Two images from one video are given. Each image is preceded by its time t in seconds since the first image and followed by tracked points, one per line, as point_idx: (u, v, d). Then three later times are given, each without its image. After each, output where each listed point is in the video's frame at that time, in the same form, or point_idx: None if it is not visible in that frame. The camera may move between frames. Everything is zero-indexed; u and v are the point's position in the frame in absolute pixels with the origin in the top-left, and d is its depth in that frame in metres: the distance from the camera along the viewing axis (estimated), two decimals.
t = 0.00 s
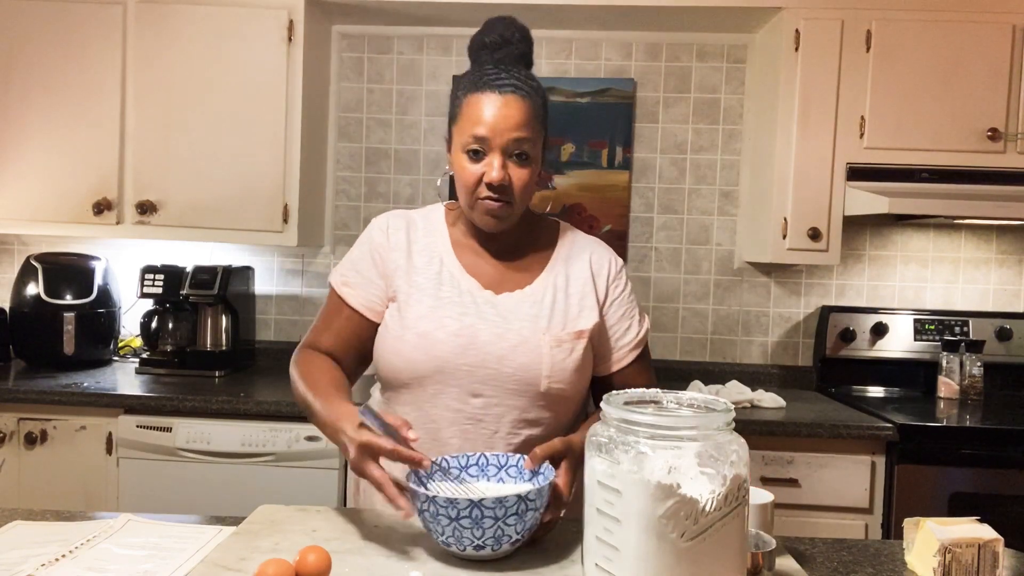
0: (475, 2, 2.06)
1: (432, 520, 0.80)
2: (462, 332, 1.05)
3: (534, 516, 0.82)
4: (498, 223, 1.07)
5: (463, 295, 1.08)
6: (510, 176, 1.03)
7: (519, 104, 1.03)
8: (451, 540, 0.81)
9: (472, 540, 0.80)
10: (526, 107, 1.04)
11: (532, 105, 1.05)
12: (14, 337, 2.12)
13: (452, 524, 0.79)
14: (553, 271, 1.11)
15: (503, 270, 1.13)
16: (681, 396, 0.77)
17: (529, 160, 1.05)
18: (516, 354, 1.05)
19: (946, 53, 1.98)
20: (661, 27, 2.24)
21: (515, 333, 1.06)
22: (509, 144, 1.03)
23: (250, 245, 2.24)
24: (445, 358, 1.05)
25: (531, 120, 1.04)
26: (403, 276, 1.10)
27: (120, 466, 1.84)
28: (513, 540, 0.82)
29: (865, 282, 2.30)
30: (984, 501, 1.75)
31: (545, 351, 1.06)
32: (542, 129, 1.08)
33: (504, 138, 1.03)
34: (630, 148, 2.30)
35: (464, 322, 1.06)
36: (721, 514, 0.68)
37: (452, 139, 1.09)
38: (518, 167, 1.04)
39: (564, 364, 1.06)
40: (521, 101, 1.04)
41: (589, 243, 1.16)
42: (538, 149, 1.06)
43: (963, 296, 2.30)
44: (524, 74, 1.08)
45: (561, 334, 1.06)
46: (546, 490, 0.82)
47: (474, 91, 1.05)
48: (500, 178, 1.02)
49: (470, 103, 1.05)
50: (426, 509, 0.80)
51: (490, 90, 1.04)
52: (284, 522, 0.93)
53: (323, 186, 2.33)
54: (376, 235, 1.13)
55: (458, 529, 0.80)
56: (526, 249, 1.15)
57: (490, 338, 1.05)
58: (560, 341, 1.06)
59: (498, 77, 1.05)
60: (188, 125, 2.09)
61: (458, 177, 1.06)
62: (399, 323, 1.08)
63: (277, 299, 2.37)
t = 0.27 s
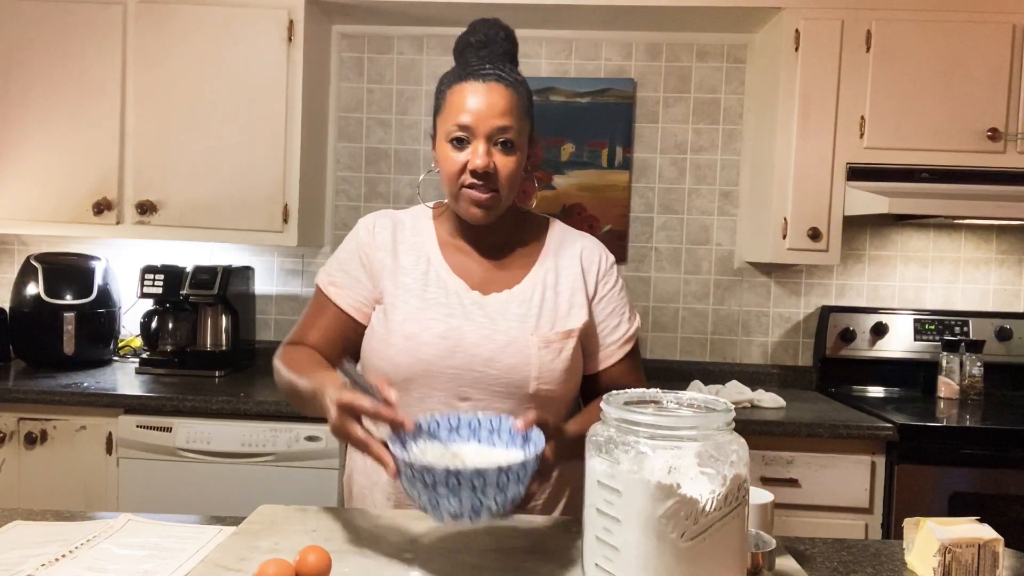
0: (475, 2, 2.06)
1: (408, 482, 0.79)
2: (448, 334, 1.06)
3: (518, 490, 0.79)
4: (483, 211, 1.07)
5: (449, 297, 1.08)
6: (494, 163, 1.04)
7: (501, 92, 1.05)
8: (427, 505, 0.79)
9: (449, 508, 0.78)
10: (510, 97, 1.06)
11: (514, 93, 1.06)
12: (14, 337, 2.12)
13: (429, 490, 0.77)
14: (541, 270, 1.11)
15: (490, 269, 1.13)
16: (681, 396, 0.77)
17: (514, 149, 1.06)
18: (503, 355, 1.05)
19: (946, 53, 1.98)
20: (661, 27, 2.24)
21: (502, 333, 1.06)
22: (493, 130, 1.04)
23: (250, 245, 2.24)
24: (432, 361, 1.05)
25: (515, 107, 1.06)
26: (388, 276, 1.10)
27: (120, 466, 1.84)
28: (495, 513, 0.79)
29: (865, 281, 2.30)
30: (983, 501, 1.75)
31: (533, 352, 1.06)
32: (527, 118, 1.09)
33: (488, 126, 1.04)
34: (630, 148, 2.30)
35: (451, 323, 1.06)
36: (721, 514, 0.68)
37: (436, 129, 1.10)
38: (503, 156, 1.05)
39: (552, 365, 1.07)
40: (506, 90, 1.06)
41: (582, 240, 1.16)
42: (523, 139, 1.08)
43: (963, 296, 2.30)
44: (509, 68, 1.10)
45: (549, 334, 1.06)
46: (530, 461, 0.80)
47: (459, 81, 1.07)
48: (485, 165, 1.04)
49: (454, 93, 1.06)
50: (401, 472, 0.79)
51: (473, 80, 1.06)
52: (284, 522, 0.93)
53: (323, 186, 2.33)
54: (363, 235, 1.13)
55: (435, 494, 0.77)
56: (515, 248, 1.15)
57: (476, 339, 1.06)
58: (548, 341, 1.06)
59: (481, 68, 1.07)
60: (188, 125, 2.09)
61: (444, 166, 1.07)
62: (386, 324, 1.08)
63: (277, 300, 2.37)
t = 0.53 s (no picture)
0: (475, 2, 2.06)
1: (386, 421, 0.68)
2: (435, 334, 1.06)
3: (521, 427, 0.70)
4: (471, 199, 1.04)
5: (434, 295, 1.07)
6: (482, 147, 1.01)
7: (489, 75, 1.02)
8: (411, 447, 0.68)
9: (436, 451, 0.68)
10: (499, 81, 1.03)
11: (503, 76, 1.03)
12: (14, 337, 2.12)
13: (412, 428, 0.67)
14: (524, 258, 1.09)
15: (475, 262, 1.10)
16: (681, 396, 0.77)
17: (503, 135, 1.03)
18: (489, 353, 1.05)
19: (946, 53, 1.98)
20: (661, 27, 2.24)
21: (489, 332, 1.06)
22: (481, 112, 1.01)
23: (250, 245, 2.24)
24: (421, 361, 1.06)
25: (504, 90, 1.03)
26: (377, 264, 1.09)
27: (120, 466, 1.84)
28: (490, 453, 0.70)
29: (865, 282, 2.30)
30: (983, 501, 1.75)
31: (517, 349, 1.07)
32: (517, 104, 1.06)
33: (476, 108, 1.01)
34: (630, 148, 2.30)
35: (437, 324, 1.07)
36: (721, 515, 0.68)
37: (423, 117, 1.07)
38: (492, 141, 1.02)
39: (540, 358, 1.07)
40: (495, 73, 1.03)
41: (567, 222, 1.13)
42: (513, 125, 1.04)
43: (963, 297, 2.30)
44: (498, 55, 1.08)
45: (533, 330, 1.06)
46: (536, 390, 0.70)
47: (446, 65, 1.04)
48: (472, 148, 1.00)
49: (440, 78, 1.04)
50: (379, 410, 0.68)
51: (460, 63, 1.03)
52: (284, 522, 0.93)
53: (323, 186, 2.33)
54: (351, 218, 1.10)
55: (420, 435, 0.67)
56: (504, 239, 1.12)
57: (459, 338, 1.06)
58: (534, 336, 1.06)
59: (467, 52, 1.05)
60: (189, 125, 2.09)
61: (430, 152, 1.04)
62: (372, 324, 1.09)
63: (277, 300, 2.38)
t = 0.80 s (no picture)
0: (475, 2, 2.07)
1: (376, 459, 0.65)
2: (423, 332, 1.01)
3: (527, 455, 0.67)
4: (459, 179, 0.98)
5: (422, 294, 1.02)
6: (469, 123, 0.97)
7: (477, 49, 0.99)
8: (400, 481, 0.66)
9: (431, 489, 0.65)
10: (489, 57, 0.99)
11: (492, 51, 1.00)
12: (13, 336, 2.12)
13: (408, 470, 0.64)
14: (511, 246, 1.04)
15: (465, 253, 1.05)
16: (682, 396, 0.77)
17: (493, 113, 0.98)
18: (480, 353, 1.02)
19: (946, 53, 1.98)
20: (661, 27, 2.24)
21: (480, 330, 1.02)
22: (469, 86, 0.97)
23: (250, 245, 2.24)
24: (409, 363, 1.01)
25: (494, 65, 0.99)
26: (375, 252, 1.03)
27: (120, 466, 1.84)
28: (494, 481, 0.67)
29: (865, 282, 2.30)
30: (983, 501, 1.75)
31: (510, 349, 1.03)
32: (509, 83, 1.02)
33: (465, 84, 0.97)
34: (630, 148, 2.30)
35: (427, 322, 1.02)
36: (721, 515, 0.68)
37: (409, 96, 1.03)
38: (481, 117, 0.98)
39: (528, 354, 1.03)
40: (485, 49, 0.99)
41: (551, 200, 1.07)
42: (503, 103, 1.00)
43: (963, 297, 2.30)
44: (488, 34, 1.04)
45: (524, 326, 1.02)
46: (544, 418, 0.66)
47: (434, 42, 1.01)
48: (461, 123, 0.96)
49: (429, 54, 1.00)
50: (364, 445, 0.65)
51: (449, 39, 0.99)
52: (285, 522, 0.93)
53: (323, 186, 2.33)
54: (342, 196, 1.02)
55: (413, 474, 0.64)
56: (494, 228, 1.07)
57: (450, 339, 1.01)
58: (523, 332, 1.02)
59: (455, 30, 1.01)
60: (189, 125, 2.09)
61: (416, 130, 0.99)
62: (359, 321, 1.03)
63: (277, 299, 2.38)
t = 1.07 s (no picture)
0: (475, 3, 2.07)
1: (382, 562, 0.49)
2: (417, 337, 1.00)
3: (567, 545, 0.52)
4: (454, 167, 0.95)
5: (417, 300, 1.00)
6: (466, 109, 0.93)
7: (474, 37, 0.97)
8: None
9: None
10: (485, 45, 0.97)
11: (488, 39, 0.98)
12: (13, 336, 2.12)
13: None
14: (504, 241, 1.02)
15: (460, 251, 1.05)
16: (681, 396, 0.77)
17: (489, 101, 0.96)
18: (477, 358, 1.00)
19: (946, 53, 1.98)
20: (661, 27, 2.24)
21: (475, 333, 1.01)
22: (464, 72, 0.95)
23: (250, 245, 2.24)
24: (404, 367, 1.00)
25: (490, 52, 0.97)
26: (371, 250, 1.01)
27: (120, 466, 1.84)
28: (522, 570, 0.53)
29: (865, 282, 2.30)
30: (984, 501, 1.75)
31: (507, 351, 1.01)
32: (505, 74, 1.00)
33: (461, 70, 0.95)
34: (630, 148, 2.30)
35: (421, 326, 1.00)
36: (721, 515, 0.68)
37: (402, 85, 1.01)
38: (477, 105, 0.95)
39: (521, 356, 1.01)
40: (481, 37, 0.97)
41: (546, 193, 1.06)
42: (500, 92, 0.97)
43: (963, 297, 2.30)
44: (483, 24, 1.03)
45: (521, 328, 0.99)
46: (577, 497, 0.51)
47: (430, 29, 0.99)
48: (457, 107, 0.93)
49: (423, 42, 0.98)
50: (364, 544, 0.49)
51: (445, 26, 0.98)
52: (284, 522, 0.93)
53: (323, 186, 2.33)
54: (334, 198, 1.00)
55: None
56: (489, 224, 1.06)
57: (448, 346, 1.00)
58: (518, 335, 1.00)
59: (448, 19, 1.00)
60: (188, 124, 2.09)
61: (410, 117, 0.96)
62: (355, 326, 1.02)
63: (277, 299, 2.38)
